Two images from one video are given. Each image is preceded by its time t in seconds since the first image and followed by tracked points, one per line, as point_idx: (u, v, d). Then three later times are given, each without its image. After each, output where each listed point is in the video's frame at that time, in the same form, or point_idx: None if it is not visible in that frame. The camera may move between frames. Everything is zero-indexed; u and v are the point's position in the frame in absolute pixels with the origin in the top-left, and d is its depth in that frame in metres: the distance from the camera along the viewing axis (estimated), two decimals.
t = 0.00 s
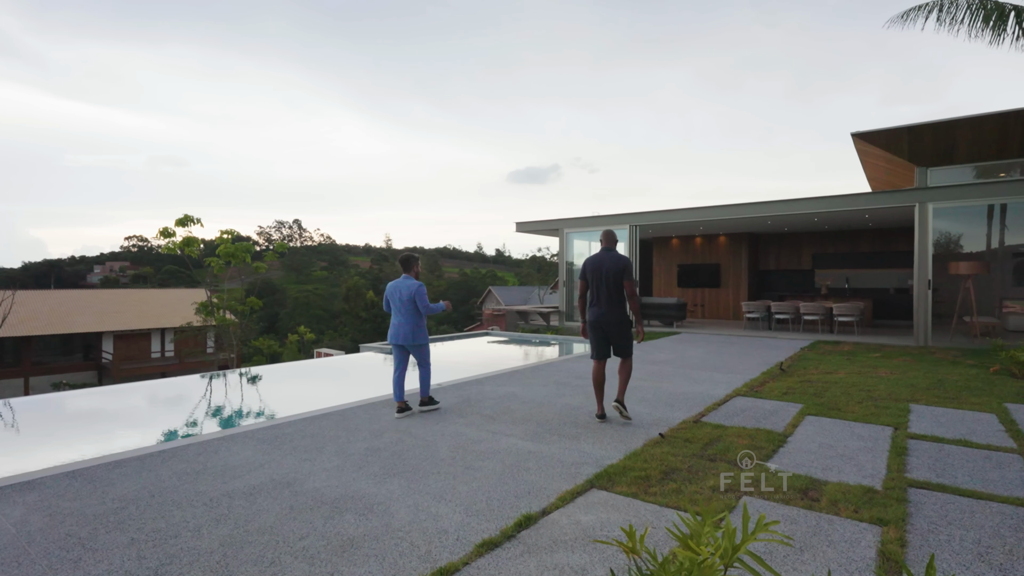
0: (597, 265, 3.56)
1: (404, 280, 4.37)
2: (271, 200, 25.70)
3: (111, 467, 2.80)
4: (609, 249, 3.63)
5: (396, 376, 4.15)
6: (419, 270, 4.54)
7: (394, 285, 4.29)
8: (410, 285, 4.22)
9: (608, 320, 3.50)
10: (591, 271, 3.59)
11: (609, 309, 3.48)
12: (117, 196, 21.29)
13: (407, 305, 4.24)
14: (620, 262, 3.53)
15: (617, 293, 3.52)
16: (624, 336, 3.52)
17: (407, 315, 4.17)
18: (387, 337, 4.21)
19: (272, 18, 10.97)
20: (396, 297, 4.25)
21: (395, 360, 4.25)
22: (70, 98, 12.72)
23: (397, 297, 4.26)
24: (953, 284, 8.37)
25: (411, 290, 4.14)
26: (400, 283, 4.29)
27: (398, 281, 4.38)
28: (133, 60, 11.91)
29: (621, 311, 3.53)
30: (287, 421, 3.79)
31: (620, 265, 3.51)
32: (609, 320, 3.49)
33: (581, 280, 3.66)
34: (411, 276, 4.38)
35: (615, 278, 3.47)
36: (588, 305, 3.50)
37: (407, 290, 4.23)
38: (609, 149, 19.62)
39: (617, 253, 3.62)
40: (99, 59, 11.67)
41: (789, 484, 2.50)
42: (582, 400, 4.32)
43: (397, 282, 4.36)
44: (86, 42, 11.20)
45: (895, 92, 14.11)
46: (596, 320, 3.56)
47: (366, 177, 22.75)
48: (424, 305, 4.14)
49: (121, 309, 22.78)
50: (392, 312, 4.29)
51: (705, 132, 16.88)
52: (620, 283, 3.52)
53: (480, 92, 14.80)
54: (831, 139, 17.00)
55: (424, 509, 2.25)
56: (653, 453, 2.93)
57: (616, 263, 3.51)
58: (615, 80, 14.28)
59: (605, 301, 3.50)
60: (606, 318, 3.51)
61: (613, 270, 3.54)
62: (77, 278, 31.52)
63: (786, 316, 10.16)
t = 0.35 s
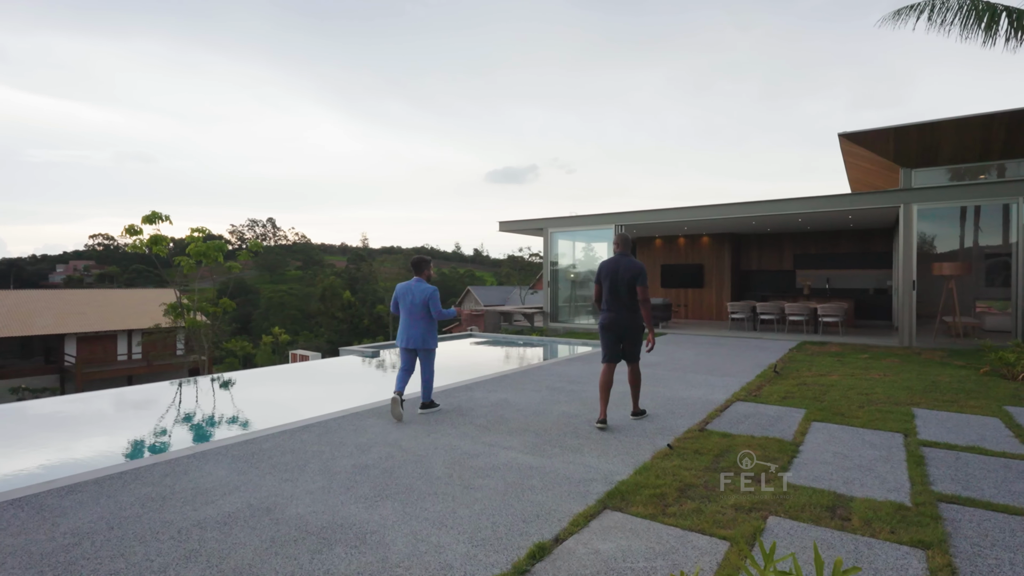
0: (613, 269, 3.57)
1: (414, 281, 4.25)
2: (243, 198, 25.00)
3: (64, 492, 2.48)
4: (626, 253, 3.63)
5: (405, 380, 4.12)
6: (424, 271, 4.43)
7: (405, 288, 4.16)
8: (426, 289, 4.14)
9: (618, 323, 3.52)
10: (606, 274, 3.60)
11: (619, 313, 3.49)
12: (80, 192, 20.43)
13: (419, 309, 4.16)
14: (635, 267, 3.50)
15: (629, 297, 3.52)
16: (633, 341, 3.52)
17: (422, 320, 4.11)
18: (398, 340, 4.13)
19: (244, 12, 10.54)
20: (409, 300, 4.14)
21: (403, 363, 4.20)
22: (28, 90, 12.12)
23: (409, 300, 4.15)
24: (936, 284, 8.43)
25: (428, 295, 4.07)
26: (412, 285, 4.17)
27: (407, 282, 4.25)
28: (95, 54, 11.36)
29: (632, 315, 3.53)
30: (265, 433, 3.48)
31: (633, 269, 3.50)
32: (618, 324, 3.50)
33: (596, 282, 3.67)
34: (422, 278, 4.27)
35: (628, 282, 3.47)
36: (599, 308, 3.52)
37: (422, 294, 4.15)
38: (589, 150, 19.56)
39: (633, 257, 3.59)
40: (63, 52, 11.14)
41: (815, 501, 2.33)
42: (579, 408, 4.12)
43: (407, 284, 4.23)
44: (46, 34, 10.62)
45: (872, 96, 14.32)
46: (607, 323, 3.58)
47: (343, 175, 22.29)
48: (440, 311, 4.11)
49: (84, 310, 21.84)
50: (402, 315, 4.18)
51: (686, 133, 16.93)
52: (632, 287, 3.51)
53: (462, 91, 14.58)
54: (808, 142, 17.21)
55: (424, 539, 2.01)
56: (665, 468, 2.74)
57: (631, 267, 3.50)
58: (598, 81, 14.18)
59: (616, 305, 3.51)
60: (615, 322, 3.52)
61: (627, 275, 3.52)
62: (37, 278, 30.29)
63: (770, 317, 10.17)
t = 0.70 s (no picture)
0: (637, 269, 3.83)
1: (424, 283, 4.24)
2: (217, 197, 24.29)
3: (19, 522, 2.20)
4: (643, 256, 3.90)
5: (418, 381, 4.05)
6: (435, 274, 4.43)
7: (415, 288, 4.15)
8: (436, 288, 4.11)
9: (644, 321, 3.75)
10: (628, 274, 3.84)
11: (645, 311, 3.74)
12: (43, 189, 19.62)
13: (430, 308, 4.13)
14: (658, 268, 3.82)
15: (652, 296, 3.79)
16: (654, 338, 3.77)
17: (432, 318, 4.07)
18: (409, 341, 4.08)
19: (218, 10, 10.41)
20: (419, 300, 4.12)
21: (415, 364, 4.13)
22: None
23: (419, 300, 4.14)
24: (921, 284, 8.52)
25: (438, 293, 4.04)
26: (422, 285, 4.15)
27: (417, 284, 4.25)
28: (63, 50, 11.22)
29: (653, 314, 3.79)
30: (246, 448, 3.20)
31: (657, 270, 3.80)
32: (642, 322, 3.74)
33: (616, 282, 3.86)
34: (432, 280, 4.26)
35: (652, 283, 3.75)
36: (624, 308, 3.73)
37: (432, 293, 4.13)
38: (572, 150, 19.48)
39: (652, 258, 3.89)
40: (31, 47, 11.08)
41: (849, 517, 2.19)
42: (581, 416, 3.93)
43: (417, 285, 4.22)
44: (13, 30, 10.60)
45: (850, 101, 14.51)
46: (629, 321, 3.80)
47: (320, 174, 21.80)
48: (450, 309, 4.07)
49: (47, 312, 20.94)
50: (413, 315, 4.15)
51: (669, 134, 16.96)
52: (653, 287, 3.79)
53: (444, 92, 14.34)
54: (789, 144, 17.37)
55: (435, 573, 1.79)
56: (684, 483, 2.57)
57: (655, 268, 3.81)
58: (583, 82, 14.10)
59: (640, 305, 3.75)
60: (641, 319, 3.77)
61: (652, 275, 3.82)
62: None
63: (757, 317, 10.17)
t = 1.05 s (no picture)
0: (640, 271, 3.82)
1: (424, 282, 4.28)
2: (186, 194, 23.47)
3: None
4: (644, 258, 3.89)
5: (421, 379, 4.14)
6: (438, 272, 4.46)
7: (414, 288, 4.21)
8: (432, 287, 4.13)
9: (648, 323, 3.74)
10: (630, 276, 3.79)
11: (647, 313, 3.71)
12: None
13: (428, 308, 4.17)
14: (660, 269, 3.82)
15: (654, 297, 3.77)
16: (657, 339, 3.74)
17: (430, 318, 4.11)
18: (409, 340, 4.17)
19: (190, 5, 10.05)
20: (417, 300, 4.18)
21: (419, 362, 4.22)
22: None
23: (418, 300, 4.19)
24: (903, 284, 8.64)
25: (432, 293, 4.06)
26: (420, 285, 4.20)
27: (418, 283, 4.30)
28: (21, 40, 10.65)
29: (655, 315, 3.77)
30: (221, 463, 2.93)
31: (660, 272, 3.81)
32: (645, 323, 3.72)
33: (619, 284, 3.82)
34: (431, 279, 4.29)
35: (655, 284, 3.75)
36: (627, 310, 3.69)
37: (429, 292, 4.15)
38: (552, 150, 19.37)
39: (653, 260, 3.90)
40: None
41: (879, 533, 2.07)
42: (579, 422, 3.77)
43: (417, 285, 4.27)
44: None
45: (826, 105, 14.71)
46: (632, 322, 3.77)
47: (295, 171, 21.24)
48: (446, 309, 4.08)
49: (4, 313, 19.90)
50: (414, 315, 4.22)
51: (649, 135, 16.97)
52: (655, 289, 3.78)
53: (421, 91, 14.09)
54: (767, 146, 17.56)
55: None
56: (699, 497, 2.42)
57: (657, 270, 3.81)
58: (565, 81, 13.99)
59: (643, 306, 3.73)
60: (647, 320, 3.74)
61: (654, 276, 3.82)
62: None
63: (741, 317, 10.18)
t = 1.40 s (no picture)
0: (636, 271, 3.86)
1: (429, 286, 4.26)
2: (152, 191, 22.58)
3: None
4: (645, 256, 3.92)
5: (419, 384, 4.05)
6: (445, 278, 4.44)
7: (419, 291, 4.18)
8: (436, 290, 4.09)
9: (644, 322, 3.78)
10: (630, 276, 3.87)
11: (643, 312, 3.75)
12: None
13: (431, 312, 4.12)
14: (657, 268, 3.81)
15: (654, 296, 3.81)
16: (659, 337, 3.79)
17: (432, 321, 4.05)
18: (411, 343, 4.11)
19: None
20: (421, 303, 4.14)
21: (419, 366, 4.15)
22: None
23: (422, 303, 4.16)
24: (885, 285, 8.76)
25: (436, 296, 4.02)
26: (425, 288, 4.17)
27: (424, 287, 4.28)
28: None
29: (656, 313, 3.81)
30: (196, 482, 2.65)
31: (657, 270, 3.80)
32: (645, 322, 3.77)
33: (619, 284, 3.89)
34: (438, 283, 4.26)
35: (653, 282, 3.75)
36: (626, 310, 3.76)
37: (433, 295, 4.11)
38: (532, 150, 19.22)
39: (652, 259, 3.90)
40: None
41: (915, 551, 1.95)
42: (579, 430, 3.59)
43: (423, 289, 4.24)
44: None
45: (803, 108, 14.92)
46: (633, 321, 3.84)
47: (266, 169, 20.60)
48: (449, 312, 4.02)
49: None
50: (417, 318, 4.18)
51: (630, 135, 16.96)
52: (655, 287, 3.81)
53: (398, 90, 13.81)
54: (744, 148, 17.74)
55: None
56: (721, 514, 2.26)
57: (654, 269, 3.81)
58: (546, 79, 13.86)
59: (642, 306, 3.78)
60: (642, 321, 3.79)
61: (651, 275, 3.82)
62: None
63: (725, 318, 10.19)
